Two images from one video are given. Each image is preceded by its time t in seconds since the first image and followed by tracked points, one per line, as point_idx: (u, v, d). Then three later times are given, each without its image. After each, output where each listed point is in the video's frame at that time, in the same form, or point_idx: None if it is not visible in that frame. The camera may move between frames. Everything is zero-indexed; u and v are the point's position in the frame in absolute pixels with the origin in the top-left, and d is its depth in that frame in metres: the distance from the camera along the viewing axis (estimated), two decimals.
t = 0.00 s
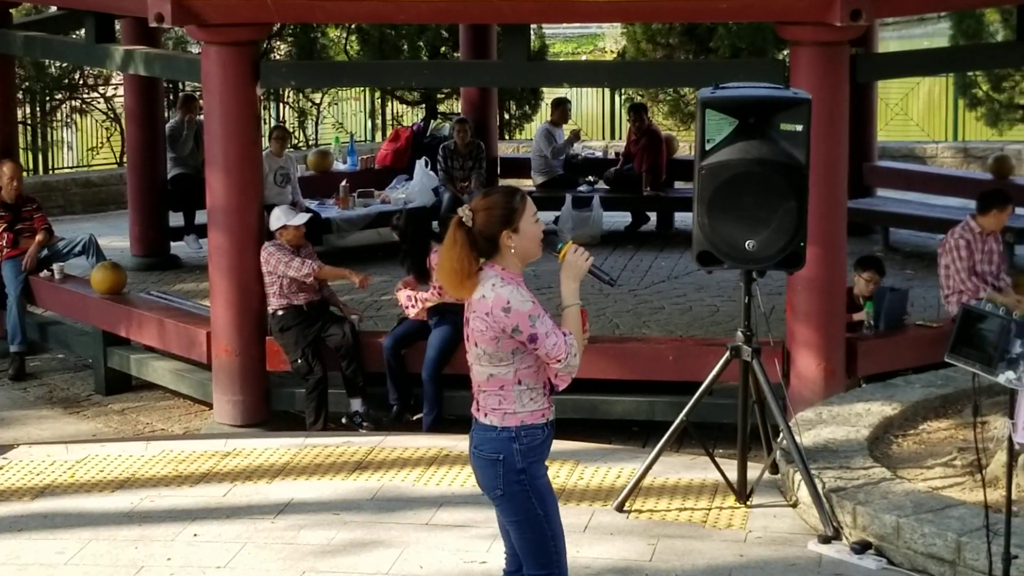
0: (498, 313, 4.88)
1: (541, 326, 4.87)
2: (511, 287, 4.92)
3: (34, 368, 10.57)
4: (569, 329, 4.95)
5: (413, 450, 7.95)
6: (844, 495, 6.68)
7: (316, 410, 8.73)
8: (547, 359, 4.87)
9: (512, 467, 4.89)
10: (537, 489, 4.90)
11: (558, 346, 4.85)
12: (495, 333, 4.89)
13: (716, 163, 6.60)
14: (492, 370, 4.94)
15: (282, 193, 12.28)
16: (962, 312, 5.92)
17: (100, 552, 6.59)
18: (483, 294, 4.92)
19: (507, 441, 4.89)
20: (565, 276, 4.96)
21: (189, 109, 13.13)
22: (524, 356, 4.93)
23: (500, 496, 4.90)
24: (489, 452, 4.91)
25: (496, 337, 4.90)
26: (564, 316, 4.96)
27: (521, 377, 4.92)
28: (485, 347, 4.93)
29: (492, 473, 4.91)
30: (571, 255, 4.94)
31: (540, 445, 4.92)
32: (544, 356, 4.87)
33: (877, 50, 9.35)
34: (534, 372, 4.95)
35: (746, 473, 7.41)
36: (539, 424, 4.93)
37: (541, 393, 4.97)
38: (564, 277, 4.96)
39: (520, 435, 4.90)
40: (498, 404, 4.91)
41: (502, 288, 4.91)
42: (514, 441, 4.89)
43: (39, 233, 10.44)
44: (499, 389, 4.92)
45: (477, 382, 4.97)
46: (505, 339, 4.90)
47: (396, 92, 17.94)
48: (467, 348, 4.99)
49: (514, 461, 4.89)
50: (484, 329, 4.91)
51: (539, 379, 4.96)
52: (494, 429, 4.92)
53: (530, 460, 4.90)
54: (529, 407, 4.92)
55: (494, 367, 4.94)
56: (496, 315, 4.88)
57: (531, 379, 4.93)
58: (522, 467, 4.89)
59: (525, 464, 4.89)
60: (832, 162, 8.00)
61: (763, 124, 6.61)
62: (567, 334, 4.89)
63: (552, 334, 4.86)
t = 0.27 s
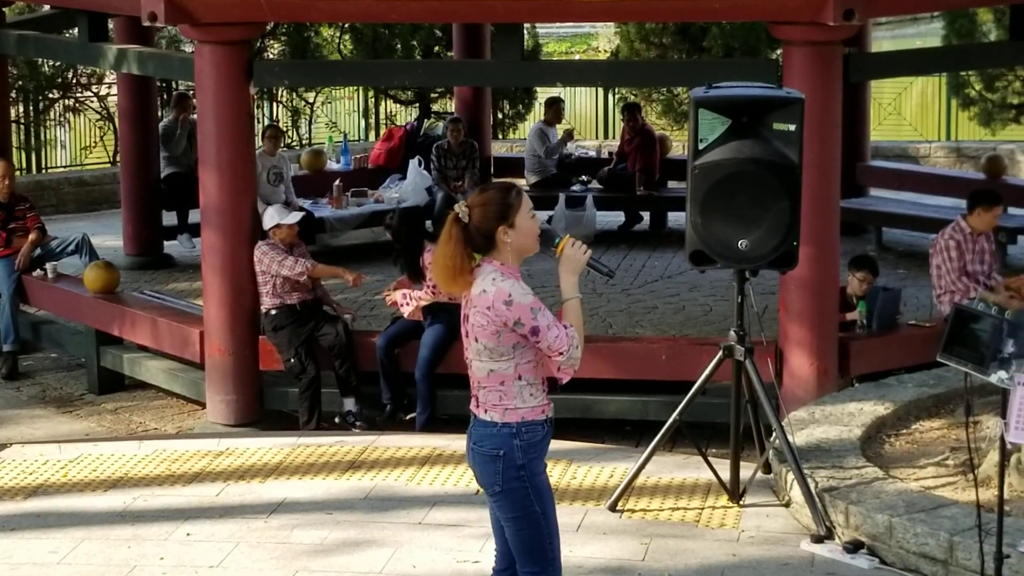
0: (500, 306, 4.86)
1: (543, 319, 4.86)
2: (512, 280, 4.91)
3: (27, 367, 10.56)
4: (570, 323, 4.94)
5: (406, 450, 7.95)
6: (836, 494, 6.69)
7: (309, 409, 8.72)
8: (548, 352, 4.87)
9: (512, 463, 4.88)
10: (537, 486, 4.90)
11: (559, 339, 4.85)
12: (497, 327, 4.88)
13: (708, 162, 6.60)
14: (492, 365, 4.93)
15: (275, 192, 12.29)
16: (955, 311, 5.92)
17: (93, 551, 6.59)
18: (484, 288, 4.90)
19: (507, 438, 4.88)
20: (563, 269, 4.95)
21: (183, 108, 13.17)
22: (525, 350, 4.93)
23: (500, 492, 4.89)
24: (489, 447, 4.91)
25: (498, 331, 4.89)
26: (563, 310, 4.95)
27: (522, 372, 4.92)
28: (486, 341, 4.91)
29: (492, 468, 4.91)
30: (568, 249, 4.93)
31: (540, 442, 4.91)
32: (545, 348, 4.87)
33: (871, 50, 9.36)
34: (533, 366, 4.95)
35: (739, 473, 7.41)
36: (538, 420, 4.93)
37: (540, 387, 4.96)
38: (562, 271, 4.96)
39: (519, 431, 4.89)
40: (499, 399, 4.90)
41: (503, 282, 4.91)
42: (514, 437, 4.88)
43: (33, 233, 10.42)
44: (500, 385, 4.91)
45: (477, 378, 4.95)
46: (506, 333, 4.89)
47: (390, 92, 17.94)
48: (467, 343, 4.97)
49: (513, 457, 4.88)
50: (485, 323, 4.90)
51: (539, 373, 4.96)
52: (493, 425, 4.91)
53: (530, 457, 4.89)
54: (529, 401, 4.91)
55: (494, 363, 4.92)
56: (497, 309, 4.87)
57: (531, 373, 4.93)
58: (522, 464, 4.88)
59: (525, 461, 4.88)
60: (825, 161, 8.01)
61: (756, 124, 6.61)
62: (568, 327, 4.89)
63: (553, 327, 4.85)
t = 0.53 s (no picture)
0: (488, 310, 4.82)
1: (529, 327, 4.79)
2: (504, 285, 4.85)
3: (20, 367, 10.55)
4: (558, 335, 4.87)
5: (398, 450, 7.95)
6: (828, 494, 6.68)
7: (302, 408, 8.74)
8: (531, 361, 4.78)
9: (499, 471, 4.83)
10: (528, 492, 4.84)
11: (543, 350, 4.76)
12: (485, 331, 4.83)
13: (700, 162, 6.59)
14: (482, 370, 4.88)
15: (267, 191, 12.29)
16: (947, 311, 5.91)
17: (84, 551, 6.58)
18: (476, 292, 4.87)
19: (494, 445, 4.84)
20: (561, 282, 4.92)
21: (176, 107, 13.14)
22: (514, 357, 4.86)
23: (489, 498, 4.85)
24: (478, 455, 4.87)
25: (486, 336, 4.84)
26: (555, 320, 4.88)
27: (511, 379, 4.86)
28: (476, 345, 4.87)
29: (481, 475, 4.86)
30: (567, 261, 4.90)
31: (528, 449, 4.85)
32: (528, 358, 4.78)
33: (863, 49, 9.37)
34: (523, 374, 4.88)
35: (731, 472, 7.41)
36: (526, 428, 4.86)
37: (531, 396, 4.89)
38: (559, 282, 4.90)
39: (507, 439, 4.84)
40: (487, 405, 4.85)
41: (494, 286, 4.85)
42: (500, 445, 4.83)
43: (24, 233, 10.39)
44: (488, 390, 4.86)
45: (468, 382, 4.92)
46: (494, 339, 4.84)
47: (382, 91, 17.94)
48: (461, 346, 4.94)
49: (501, 464, 4.83)
50: (475, 327, 4.85)
51: (530, 382, 4.88)
52: (480, 431, 4.87)
53: (518, 464, 4.83)
54: (515, 410, 4.84)
55: (484, 368, 4.88)
56: (486, 312, 4.82)
57: (519, 382, 4.85)
58: (509, 471, 4.83)
59: (513, 468, 4.83)
60: (817, 161, 8.01)
61: (748, 123, 6.61)
62: (555, 338, 4.79)
63: (539, 337, 4.77)
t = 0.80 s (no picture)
0: (482, 306, 4.83)
1: (522, 324, 4.78)
2: (500, 281, 4.85)
3: (17, 366, 10.55)
4: (554, 333, 4.79)
5: (394, 449, 7.95)
6: (825, 494, 6.68)
7: (298, 408, 8.72)
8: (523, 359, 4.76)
9: (488, 467, 4.82)
10: (517, 489, 4.81)
11: (534, 347, 4.74)
12: (480, 326, 4.85)
13: (698, 162, 6.59)
14: (479, 365, 4.90)
15: (264, 190, 12.30)
16: (944, 312, 5.92)
17: (81, 550, 6.58)
18: (474, 287, 4.89)
19: (484, 441, 4.84)
20: (561, 280, 4.85)
21: (174, 107, 13.17)
22: (509, 354, 4.86)
23: (480, 494, 4.84)
24: (470, 451, 4.87)
25: (482, 331, 4.86)
26: (552, 319, 4.81)
27: (506, 376, 4.86)
28: (473, 341, 4.89)
29: (473, 471, 4.86)
30: (567, 259, 4.83)
31: (519, 446, 4.83)
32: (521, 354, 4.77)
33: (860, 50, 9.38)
34: (520, 372, 4.87)
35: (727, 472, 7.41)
36: (520, 425, 4.84)
37: (528, 395, 4.87)
38: (559, 281, 4.84)
39: (497, 435, 4.84)
40: (482, 401, 4.87)
41: (491, 282, 4.86)
42: (491, 441, 4.83)
43: (22, 232, 10.43)
44: (484, 386, 4.87)
45: (467, 377, 4.94)
46: (489, 334, 4.84)
47: (379, 91, 17.94)
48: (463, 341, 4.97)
49: (491, 460, 4.82)
50: (472, 321, 4.88)
51: (527, 380, 4.87)
52: (475, 427, 4.88)
53: (507, 460, 4.82)
54: (509, 407, 4.84)
55: (481, 363, 4.89)
56: (480, 308, 4.84)
57: (515, 379, 4.84)
58: (499, 468, 4.82)
59: (502, 465, 4.81)
60: (814, 161, 8.02)
61: (745, 123, 6.61)
62: (548, 335, 4.76)
63: (530, 333, 4.76)
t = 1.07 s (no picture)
0: (478, 304, 4.83)
1: (517, 320, 4.77)
2: (495, 278, 4.85)
3: (7, 366, 10.53)
4: (550, 329, 4.75)
5: (386, 449, 7.95)
6: (816, 494, 6.68)
7: (290, 409, 8.73)
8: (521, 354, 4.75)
9: (486, 467, 4.82)
10: (513, 492, 4.81)
11: (530, 342, 4.72)
12: (477, 324, 4.84)
13: (689, 162, 6.57)
14: (478, 364, 4.89)
15: (255, 190, 12.29)
16: (935, 312, 5.92)
17: (72, 551, 6.56)
18: (470, 285, 4.89)
19: (484, 440, 4.83)
20: (558, 275, 4.81)
21: (165, 107, 13.18)
22: (507, 352, 4.84)
23: (475, 493, 4.84)
24: (469, 449, 4.87)
25: (479, 330, 4.85)
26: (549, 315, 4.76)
27: (504, 375, 4.84)
28: (471, 340, 4.89)
29: (471, 469, 4.86)
30: (563, 254, 4.80)
31: (518, 448, 4.82)
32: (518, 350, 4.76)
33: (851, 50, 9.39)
34: (519, 370, 4.85)
35: (719, 472, 7.41)
36: (518, 425, 4.83)
37: (528, 393, 4.85)
38: (556, 276, 4.80)
39: (496, 435, 4.82)
40: (481, 399, 4.86)
41: (486, 280, 4.86)
42: (490, 440, 4.82)
43: (12, 232, 10.46)
44: (483, 384, 4.87)
45: (467, 376, 4.93)
46: (486, 332, 4.84)
47: (371, 91, 17.93)
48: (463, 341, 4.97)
49: (489, 461, 4.81)
50: (468, 321, 4.88)
51: (526, 377, 4.85)
52: (474, 425, 4.87)
53: (505, 462, 4.81)
54: (509, 405, 4.82)
55: (479, 362, 4.88)
56: (476, 306, 4.83)
57: (514, 377, 4.83)
58: (497, 469, 4.81)
59: (500, 466, 4.81)
60: (806, 161, 8.02)
61: (736, 123, 6.61)
62: (544, 330, 4.74)
63: (526, 330, 4.74)
